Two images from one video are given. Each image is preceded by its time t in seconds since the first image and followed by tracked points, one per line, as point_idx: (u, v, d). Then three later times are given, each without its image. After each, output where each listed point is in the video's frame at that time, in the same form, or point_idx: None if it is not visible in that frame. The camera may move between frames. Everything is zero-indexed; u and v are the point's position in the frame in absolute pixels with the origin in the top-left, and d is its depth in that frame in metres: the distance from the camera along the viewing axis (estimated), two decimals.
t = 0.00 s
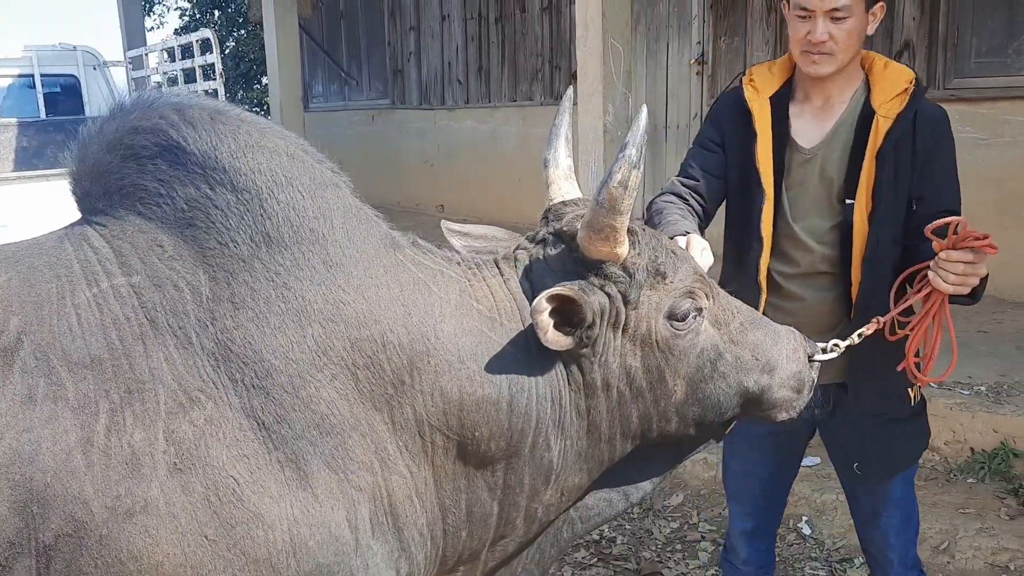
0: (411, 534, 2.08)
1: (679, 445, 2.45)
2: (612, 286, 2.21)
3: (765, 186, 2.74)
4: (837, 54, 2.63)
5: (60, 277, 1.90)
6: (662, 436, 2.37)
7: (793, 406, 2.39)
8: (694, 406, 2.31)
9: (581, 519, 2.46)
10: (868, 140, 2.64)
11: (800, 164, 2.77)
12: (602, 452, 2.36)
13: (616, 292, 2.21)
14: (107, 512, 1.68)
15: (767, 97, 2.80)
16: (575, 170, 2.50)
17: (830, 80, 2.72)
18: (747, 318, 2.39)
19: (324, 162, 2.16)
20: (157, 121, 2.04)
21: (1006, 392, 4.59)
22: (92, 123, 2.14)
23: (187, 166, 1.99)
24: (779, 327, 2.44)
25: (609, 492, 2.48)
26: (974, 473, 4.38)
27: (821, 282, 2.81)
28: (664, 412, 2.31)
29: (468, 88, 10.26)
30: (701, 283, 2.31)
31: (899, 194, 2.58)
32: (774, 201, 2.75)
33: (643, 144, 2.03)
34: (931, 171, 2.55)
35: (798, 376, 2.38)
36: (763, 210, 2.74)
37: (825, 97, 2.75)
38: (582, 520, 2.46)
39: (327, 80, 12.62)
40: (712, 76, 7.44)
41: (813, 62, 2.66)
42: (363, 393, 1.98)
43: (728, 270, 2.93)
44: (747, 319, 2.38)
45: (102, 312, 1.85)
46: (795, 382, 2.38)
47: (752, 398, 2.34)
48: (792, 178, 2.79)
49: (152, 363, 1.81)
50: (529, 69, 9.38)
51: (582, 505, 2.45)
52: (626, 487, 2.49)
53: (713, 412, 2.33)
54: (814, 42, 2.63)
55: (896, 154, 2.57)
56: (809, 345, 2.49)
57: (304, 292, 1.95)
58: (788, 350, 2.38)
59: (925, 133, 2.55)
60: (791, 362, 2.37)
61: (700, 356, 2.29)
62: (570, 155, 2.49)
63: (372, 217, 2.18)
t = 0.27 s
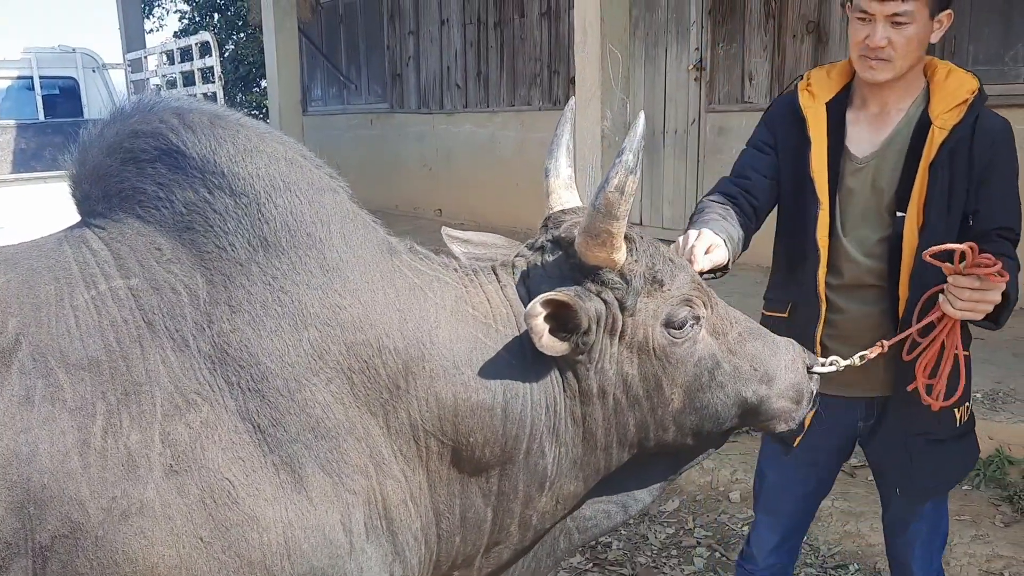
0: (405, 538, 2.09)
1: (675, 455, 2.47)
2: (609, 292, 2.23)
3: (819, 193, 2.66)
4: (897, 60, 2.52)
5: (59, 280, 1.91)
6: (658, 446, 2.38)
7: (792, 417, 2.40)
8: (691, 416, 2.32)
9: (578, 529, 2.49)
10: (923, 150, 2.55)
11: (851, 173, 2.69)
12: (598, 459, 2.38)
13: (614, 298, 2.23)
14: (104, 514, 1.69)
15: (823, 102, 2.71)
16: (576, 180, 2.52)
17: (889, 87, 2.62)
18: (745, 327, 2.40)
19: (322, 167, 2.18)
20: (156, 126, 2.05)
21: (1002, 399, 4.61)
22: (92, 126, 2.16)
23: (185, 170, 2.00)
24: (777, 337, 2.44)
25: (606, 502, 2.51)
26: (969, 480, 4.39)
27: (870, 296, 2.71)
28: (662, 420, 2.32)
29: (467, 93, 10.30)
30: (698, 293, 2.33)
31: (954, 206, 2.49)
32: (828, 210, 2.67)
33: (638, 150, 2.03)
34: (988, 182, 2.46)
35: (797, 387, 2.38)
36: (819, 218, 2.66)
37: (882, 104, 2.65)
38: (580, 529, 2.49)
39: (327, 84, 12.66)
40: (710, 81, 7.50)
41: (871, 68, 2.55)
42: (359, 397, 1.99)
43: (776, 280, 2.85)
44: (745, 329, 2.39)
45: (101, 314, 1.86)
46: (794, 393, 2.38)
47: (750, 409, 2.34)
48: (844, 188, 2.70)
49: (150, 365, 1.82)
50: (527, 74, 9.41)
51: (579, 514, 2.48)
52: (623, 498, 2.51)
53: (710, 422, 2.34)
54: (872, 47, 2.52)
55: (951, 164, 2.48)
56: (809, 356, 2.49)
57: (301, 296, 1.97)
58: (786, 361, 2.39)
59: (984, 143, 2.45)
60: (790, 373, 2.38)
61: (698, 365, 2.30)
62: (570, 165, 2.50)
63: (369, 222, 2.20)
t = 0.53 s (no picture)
0: (396, 549, 2.09)
1: (668, 467, 2.47)
2: (605, 299, 2.23)
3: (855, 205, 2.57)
4: (945, 70, 2.43)
5: (50, 289, 1.91)
6: (652, 456, 2.38)
7: (784, 430, 2.41)
8: (684, 427, 2.33)
9: (571, 540, 2.49)
10: (966, 165, 2.45)
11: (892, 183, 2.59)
12: (592, 470, 2.37)
13: (610, 306, 2.23)
14: (93, 523, 1.69)
15: (868, 107, 2.63)
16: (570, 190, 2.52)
17: (938, 96, 2.53)
18: (739, 339, 2.41)
19: (314, 176, 2.18)
20: (148, 134, 2.05)
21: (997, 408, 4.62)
22: (85, 134, 2.16)
23: (177, 179, 2.00)
24: (768, 350, 2.46)
25: (598, 514, 2.51)
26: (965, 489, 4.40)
27: (903, 309, 2.62)
28: (655, 430, 2.32)
29: (465, 100, 10.31)
30: (693, 303, 2.33)
31: (997, 221, 2.39)
32: (864, 221, 2.58)
33: (638, 157, 2.04)
34: None
35: (788, 400, 2.40)
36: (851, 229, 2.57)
37: (930, 113, 2.56)
38: (571, 541, 2.49)
39: (325, 90, 12.69)
40: (708, 89, 7.52)
41: (918, 77, 2.47)
42: (350, 406, 1.99)
43: (812, 284, 2.77)
44: (739, 341, 2.40)
45: (91, 323, 1.85)
46: (786, 406, 2.40)
47: (743, 420, 2.35)
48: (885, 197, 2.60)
49: (140, 374, 1.82)
50: (525, 81, 9.43)
51: (571, 525, 2.48)
52: (616, 510, 2.51)
53: (704, 432, 2.34)
54: (919, 55, 2.44)
55: (996, 180, 2.38)
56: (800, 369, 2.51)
57: (291, 305, 1.96)
58: (779, 374, 2.40)
59: None
60: (781, 386, 2.40)
61: (692, 375, 2.30)
62: (565, 175, 2.50)
63: (361, 231, 2.19)
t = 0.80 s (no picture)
0: (387, 558, 2.07)
1: (658, 476, 2.46)
2: (602, 305, 2.21)
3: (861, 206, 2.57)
4: (953, 78, 2.40)
5: (39, 296, 1.89)
6: (644, 465, 2.37)
7: (770, 440, 2.44)
8: (676, 435, 2.32)
9: (562, 550, 2.48)
10: (972, 172, 2.43)
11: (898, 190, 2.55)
12: (585, 478, 2.36)
13: (607, 311, 2.22)
14: (82, 532, 1.67)
15: (878, 115, 2.61)
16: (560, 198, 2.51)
17: (947, 104, 2.50)
18: (729, 349, 2.42)
19: (307, 183, 2.17)
20: (139, 141, 2.04)
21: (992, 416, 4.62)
22: (76, 141, 2.15)
23: (169, 186, 1.99)
24: (757, 362, 2.48)
25: (590, 524, 2.50)
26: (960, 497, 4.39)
27: (907, 316, 2.59)
28: (648, 438, 2.31)
29: (464, 106, 10.31)
30: (685, 312, 2.33)
31: (1003, 227, 2.37)
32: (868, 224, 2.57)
33: (642, 161, 2.05)
34: None
35: (776, 410, 2.43)
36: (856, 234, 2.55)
37: (939, 121, 2.53)
38: (563, 552, 2.48)
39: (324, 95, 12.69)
40: (706, 95, 7.52)
41: (925, 86, 2.45)
42: (342, 415, 1.98)
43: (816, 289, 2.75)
44: (728, 351, 2.41)
45: (81, 331, 1.84)
46: (773, 416, 2.43)
47: (732, 430, 2.35)
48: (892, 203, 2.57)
49: (130, 382, 1.81)
50: (524, 87, 9.43)
51: (562, 537, 2.47)
52: (607, 520, 2.50)
53: (695, 441, 2.33)
54: (926, 64, 2.41)
55: (1002, 185, 2.36)
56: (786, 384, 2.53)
57: (283, 313, 1.95)
58: (765, 385, 2.43)
59: None
60: (768, 399, 2.42)
61: (684, 384, 2.30)
62: (556, 183, 2.50)
63: (354, 238, 2.18)
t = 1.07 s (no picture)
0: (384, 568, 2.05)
1: (653, 486, 2.45)
2: (601, 311, 2.20)
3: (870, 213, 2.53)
4: (964, 83, 2.39)
5: (34, 306, 1.88)
6: (640, 474, 2.35)
7: (763, 452, 2.42)
8: (672, 445, 2.30)
9: (557, 560, 2.46)
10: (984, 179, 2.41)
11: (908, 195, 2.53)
12: (582, 486, 2.34)
13: (606, 317, 2.20)
14: (76, 544, 1.66)
15: (885, 120, 2.59)
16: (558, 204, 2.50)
17: (958, 109, 2.48)
18: (724, 362, 2.40)
19: (303, 191, 2.15)
20: (134, 149, 2.03)
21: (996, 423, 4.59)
22: (70, 149, 2.13)
23: (164, 195, 1.97)
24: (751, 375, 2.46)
25: (585, 534, 2.47)
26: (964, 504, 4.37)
27: (915, 324, 2.56)
28: (645, 446, 2.29)
29: (466, 110, 10.31)
30: (683, 321, 2.31)
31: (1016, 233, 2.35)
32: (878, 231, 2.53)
33: (647, 167, 2.05)
34: None
35: (769, 423, 2.41)
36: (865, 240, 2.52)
37: (949, 125, 2.52)
38: (558, 561, 2.46)
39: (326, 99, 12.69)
40: (707, 99, 7.51)
41: (936, 90, 2.43)
42: (339, 425, 1.96)
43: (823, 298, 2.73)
44: (724, 362, 2.39)
45: (76, 341, 1.82)
46: (766, 428, 2.41)
47: (726, 441, 2.34)
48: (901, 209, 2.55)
49: (125, 392, 1.79)
50: (525, 90, 9.42)
51: (557, 546, 2.45)
52: (602, 529, 2.48)
53: (690, 450, 2.32)
54: (938, 68, 2.40)
55: (1016, 192, 2.34)
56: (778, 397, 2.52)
57: (279, 322, 1.93)
58: (760, 397, 2.41)
59: None
60: (762, 411, 2.40)
61: (681, 393, 2.28)
62: (553, 190, 2.49)
63: (350, 246, 2.17)
